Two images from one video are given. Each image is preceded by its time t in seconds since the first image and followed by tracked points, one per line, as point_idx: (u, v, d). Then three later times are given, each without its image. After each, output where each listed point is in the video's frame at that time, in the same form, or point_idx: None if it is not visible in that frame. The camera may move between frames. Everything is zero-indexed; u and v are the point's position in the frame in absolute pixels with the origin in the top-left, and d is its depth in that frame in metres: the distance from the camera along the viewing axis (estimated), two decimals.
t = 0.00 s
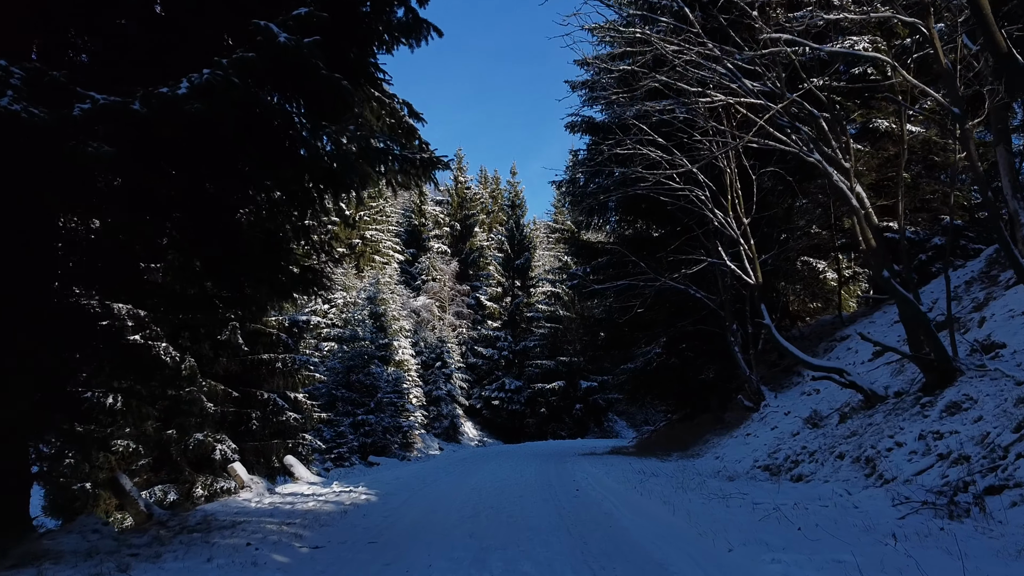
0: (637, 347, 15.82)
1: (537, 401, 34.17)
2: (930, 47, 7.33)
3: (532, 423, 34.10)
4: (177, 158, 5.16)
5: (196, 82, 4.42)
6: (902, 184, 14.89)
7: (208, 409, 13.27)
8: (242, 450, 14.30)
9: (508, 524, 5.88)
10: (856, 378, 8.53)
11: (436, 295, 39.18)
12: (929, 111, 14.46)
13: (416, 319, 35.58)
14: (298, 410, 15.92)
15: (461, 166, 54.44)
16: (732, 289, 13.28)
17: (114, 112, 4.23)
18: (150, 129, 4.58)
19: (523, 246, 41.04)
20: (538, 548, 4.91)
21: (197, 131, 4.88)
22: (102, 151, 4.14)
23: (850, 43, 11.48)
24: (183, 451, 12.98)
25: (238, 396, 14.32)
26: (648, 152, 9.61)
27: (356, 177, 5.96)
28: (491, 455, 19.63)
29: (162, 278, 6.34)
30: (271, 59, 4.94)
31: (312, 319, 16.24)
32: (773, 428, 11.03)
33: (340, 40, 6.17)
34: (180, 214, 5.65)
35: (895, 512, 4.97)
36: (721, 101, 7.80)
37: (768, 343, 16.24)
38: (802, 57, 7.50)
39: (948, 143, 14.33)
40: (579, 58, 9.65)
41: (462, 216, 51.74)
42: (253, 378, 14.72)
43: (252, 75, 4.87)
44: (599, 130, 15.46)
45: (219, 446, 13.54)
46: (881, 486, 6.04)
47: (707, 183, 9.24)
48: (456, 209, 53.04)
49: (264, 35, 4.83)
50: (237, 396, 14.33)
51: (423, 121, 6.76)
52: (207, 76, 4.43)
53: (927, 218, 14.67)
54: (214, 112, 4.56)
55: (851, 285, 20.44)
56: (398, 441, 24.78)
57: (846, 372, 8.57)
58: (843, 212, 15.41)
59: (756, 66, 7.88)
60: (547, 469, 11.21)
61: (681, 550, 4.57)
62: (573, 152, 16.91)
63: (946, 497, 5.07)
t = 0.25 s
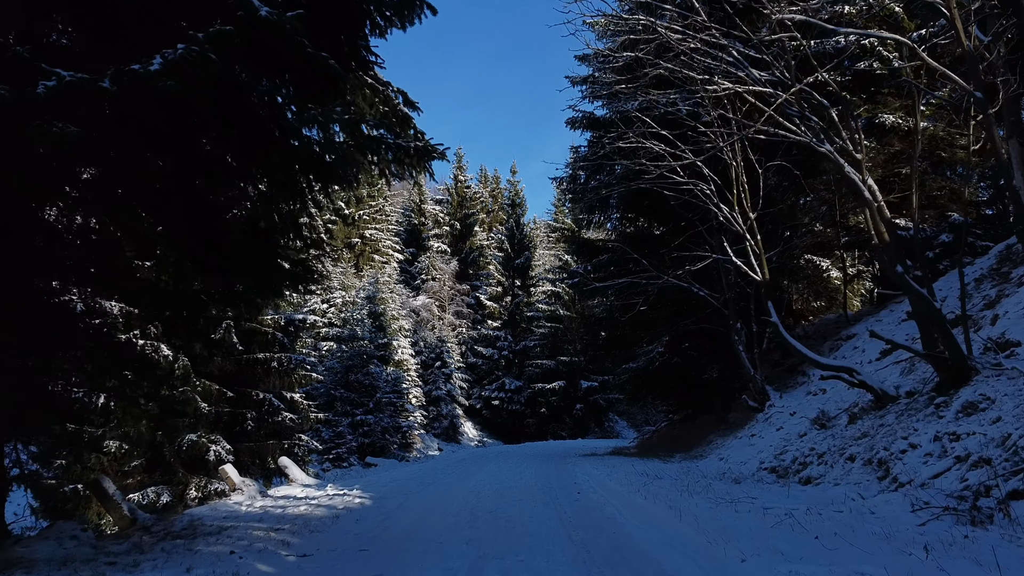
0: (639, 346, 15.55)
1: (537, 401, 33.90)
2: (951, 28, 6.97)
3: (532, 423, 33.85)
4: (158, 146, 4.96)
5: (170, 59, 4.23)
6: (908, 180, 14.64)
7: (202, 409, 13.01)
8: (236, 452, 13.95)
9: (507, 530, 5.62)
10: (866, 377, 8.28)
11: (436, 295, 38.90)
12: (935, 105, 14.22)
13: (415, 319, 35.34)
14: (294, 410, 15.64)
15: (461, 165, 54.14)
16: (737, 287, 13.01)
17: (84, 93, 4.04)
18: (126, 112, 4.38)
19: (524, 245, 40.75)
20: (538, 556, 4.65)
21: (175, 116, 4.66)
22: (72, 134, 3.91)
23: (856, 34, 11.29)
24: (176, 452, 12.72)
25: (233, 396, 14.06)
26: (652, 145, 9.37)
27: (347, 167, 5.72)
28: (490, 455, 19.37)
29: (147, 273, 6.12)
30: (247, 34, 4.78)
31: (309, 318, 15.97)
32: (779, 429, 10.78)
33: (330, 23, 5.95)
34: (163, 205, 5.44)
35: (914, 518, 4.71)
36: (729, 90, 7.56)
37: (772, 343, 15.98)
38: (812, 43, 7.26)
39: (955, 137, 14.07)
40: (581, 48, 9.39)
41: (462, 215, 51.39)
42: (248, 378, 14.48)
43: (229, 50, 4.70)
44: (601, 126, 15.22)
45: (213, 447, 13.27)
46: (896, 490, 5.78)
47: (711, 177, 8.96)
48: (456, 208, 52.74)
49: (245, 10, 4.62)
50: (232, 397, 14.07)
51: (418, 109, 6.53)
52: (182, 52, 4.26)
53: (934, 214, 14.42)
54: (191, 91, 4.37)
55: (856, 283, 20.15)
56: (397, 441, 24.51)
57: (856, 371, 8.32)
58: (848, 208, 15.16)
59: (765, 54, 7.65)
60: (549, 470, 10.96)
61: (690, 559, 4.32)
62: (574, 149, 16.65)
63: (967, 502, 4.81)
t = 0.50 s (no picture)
0: (641, 344, 15.31)
1: (536, 401, 33.64)
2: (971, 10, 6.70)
3: (532, 423, 33.63)
4: (135, 128, 4.72)
5: (140, 28, 4.00)
6: (915, 175, 14.39)
7: (195, 408, 12.76)
8: (231, 452, 13.73)
9: (507, 534, 5.37)
10: (877, 374, 8.03)
11: (435, 294, 38.62)
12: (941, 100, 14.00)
13: (414, 318, 35.11)
14: (291, 410, 15.38)
15: (460, 164, 53.86)
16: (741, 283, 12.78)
17: (50, 66, 3.81)
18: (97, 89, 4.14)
19: (524, 244, 40.44)
20: (539, 563, 4.40)
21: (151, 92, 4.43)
22: (34, 109, 3.70)
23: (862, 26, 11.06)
24: (169, 452, 12.46)
25: (228, 395, 13.82)
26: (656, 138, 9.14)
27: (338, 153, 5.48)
28: (490, 455, 19.13)
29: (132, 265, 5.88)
30: (226, 6, 4.55)
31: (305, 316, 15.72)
32: (784, 428, 10.54)
33: (318, 2, 5.72)
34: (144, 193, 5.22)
35: (936, 522, 4.46)
36: (737, 74, 7.31)
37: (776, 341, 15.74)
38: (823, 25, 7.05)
39: (962, 132, 13.85)
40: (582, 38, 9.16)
41: (462, 214, 51.40)
42: (243, 377, 14.23)
43: (206, 23, 4.48)
44: (602, 121, 15.01)
45: (207, 447, 13.00)
46: (912, 492, 5.53)
47: (717, 168, 8.73)
48: (455, 207, 52.47)
49: None
50: (227, 396, 13.83)
51: (414, 95, 6.29)
52: (152, 20, 4.03)
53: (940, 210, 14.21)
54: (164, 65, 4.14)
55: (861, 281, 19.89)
56: (396, 441, 24.25)
57: (866, 368, 8.07)
58: (853, 204, 14.91)
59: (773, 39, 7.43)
60: (550, 470, 10.71)
61: (700, 566, 4.08)
62: (575, 144, 16.42)
63: (992, 505, 4.55)
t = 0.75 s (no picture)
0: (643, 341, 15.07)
1: (536, 400, 33.36)
2: None
3: (532, 423, 33.36)
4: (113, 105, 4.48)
5: None
6: (922, 168, 14.13)
7: (189, 406, 12.52)
8: (226, 450, 13.48)
9: (507, 534, 5.13)
10: (889, 368, 7.80)
11: (435, 293, 38.35)
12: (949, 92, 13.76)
13: (414, 317, 34.86)
14: (287, 408, 15.12)
15: (460, 162, 53.59)
16: (746, 278, 12.51)
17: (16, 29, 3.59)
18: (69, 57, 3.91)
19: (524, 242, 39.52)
20: (540, 563, 4.15)
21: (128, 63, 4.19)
22: None
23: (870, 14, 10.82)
24: (163, 450, 12.22)
25: (223, 392, 13.58)
26: (661, 126, 8.89)
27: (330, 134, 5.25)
28: (490, 454, 18.89)
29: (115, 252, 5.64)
30: None
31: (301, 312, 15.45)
32: (791, 425, 10.28)
33: None
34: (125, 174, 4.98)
35: (960, 520, 4.21)
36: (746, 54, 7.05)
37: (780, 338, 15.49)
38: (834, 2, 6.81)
39: (970, 124, 13.62)
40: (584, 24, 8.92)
41: (462, 213, 51.18)
42: (239, 374, 13.99)
43: None
44: (604, 114, 14.76)
45: (202, 445, 12.76)
46: (931, 489, 5.28)
47: (724, 156, 8.47)
48: (455, 206, 52.18)
49: None
50: (221, 393, 13.59)
51: (410, 76, 6.04)
52: None
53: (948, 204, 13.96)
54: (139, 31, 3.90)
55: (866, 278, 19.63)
56: (395, 440, 24.00)
57: (878, 362, 7.82)
58: (859, 198, 14.67)
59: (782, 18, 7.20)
60: (552, 469, 10.44)
61: (712, 567, 3.83)
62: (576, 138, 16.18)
63: (1019, 502, 4.30)
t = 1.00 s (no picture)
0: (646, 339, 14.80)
1: (537, 400, 33.03)
2: None
3: (532, 423, 33.07)
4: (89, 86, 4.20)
5: None
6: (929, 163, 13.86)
7: (183, 406, 12.26)
8: (221, 450, 13.20)
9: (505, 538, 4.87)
10: (902, 366, 7.56)
11: (435, 292, 38.06)
12: (957, 85, 13.51)
13: (413, 316, 34.59)
14: (282, 408, 14.82)
15: (459, 161, 53.32)
16: (751, 275, 12.24)
17: None
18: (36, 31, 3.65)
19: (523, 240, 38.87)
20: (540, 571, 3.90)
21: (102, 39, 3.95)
22: None
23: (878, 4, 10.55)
24: (155, 451, 11.94)
25: (217, 391, 13.31)
26: (666, 116, 8.59)
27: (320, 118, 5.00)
28: (490, 455, 18.60)
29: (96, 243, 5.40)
30: None
31: (298, 311, 15.13)
32: (798, 425, 10.03)
33: None
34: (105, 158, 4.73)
35: (988, 523, 3.95)
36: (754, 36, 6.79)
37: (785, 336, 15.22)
38: None
39: (978, 118, 13.37)
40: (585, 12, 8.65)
41: (461, 212, 50.94)
42: (233, 373, 13.72)
43: None
44: (605, 108, 14.51)
45: (195, 445, 12.47)
46: (951, 491, 5.03)
47: (730, 147, 8.20)
48: (454, 205, 51.92)
49: None
50: (215, 392, 13.32)
51: (406, 60, 5.77)
52: None
53: (956, 199, 13.71)
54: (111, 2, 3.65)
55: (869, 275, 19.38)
56: (395, 440, 23.70)
57: (891, 359, 7.58)
58: (865, 194, 14.41)
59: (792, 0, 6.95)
60: (554, 468, 10.25)
61: None
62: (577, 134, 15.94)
63: None
